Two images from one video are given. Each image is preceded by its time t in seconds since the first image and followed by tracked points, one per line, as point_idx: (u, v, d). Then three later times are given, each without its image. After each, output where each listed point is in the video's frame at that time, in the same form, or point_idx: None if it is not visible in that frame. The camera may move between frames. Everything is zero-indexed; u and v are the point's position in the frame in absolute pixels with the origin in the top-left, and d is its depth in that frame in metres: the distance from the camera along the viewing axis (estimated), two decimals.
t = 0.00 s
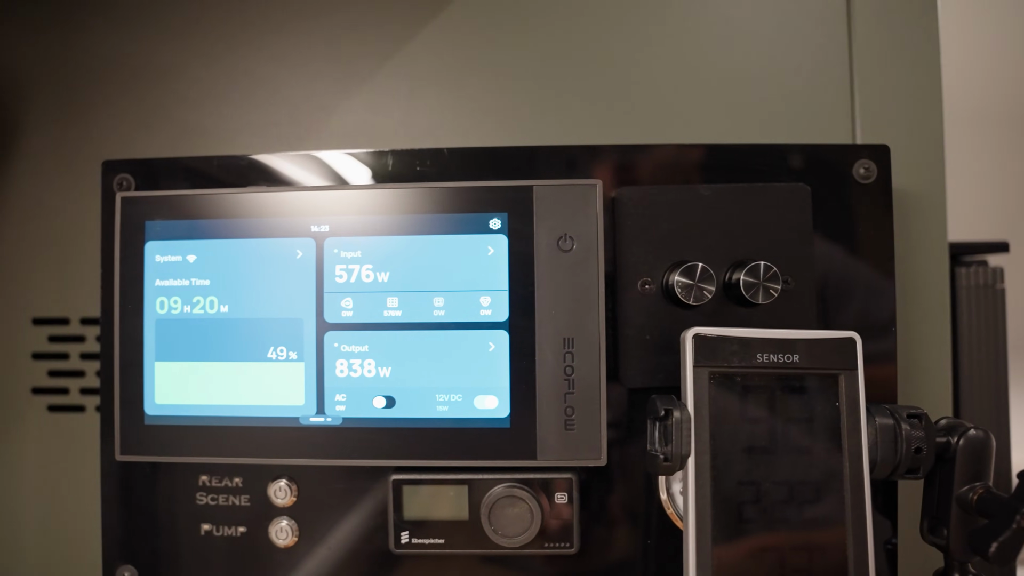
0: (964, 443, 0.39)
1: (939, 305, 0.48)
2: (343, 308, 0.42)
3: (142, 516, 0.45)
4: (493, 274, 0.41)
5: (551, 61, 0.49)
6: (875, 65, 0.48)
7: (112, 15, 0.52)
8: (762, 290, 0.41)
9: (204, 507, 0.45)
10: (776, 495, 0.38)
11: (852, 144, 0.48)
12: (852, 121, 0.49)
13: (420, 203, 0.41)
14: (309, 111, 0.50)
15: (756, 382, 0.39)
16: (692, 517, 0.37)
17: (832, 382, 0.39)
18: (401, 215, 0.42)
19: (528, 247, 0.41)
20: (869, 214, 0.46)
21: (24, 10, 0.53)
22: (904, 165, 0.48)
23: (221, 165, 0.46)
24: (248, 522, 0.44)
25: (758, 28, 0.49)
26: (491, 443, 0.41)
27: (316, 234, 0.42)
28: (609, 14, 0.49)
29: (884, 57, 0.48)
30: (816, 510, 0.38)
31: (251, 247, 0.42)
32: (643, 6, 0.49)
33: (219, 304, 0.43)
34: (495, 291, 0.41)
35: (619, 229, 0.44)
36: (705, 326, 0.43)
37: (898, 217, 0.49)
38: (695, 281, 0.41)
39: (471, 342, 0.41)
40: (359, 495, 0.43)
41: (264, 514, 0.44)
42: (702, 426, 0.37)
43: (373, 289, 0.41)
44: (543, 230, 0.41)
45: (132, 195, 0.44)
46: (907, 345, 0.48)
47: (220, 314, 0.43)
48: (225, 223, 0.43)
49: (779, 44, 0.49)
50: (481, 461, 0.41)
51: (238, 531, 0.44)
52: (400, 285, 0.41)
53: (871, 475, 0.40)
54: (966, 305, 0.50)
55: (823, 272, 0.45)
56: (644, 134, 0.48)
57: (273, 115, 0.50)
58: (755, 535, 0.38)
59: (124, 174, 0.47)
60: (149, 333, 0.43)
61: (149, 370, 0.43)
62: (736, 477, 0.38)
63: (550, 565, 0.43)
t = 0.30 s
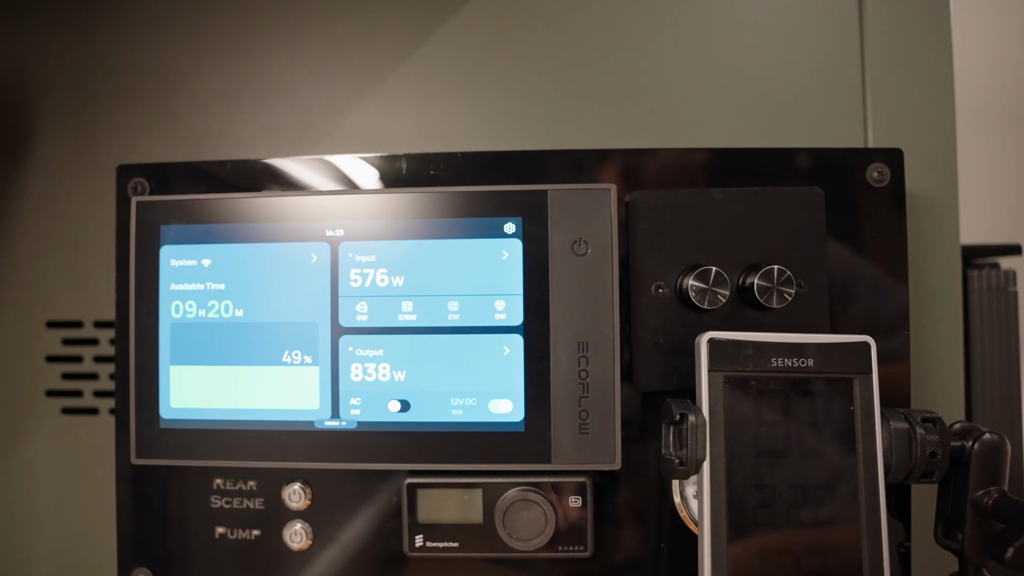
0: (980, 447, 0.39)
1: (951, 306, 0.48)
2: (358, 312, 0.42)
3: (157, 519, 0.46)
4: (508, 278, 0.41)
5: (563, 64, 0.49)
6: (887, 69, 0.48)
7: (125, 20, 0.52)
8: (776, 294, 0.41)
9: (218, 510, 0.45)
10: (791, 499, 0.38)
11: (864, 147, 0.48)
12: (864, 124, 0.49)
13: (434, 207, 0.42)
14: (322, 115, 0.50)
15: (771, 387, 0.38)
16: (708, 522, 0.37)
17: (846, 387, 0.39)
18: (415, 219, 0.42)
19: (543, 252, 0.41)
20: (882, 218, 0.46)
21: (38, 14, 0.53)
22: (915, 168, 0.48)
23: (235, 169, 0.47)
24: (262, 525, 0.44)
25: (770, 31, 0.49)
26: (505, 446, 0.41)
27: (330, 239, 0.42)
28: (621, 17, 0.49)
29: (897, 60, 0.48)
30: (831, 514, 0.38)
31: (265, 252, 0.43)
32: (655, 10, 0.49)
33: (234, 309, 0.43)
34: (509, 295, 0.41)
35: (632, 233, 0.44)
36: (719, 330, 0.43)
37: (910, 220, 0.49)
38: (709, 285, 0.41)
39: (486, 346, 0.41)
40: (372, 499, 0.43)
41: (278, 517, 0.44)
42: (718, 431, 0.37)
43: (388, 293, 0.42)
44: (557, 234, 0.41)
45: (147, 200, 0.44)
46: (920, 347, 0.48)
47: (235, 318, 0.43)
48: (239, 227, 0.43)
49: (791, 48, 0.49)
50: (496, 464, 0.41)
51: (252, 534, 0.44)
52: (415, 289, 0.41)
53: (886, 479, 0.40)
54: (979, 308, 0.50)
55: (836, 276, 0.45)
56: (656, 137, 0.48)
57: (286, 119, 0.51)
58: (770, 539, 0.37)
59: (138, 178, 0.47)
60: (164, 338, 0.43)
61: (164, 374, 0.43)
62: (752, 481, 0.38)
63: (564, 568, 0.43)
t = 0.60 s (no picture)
0: (983, 450, 0.39)
1: (956, 310, 0.48)
2: (363, 315, 0.42)
3: (164, 520, 0.46)
4: (513, 281, 0.41)
5: (568, 68, 0.49)
6: (892, 71, 0.48)
7: (132, 23, 0.53)
8: (780, 298, 0.41)
9: (225, 511, 0.45)
10: (796, 502, 0.38)
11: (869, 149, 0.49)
12: (869, 126, 0.49)
13: (440, 211, 0.42)
14: (329, 118, 0.51)
15: (775, 390, 0.39)
16: (713, 525, 0.37)
17: (851, 390, 0.39)
18: (421, 223, 0.42)
19: (547, 255, 0.41)
20: (887, 220, 0.46)
21: (46, 18, 0.53)
22: (920, 170, 0.48)
23: (240, 172, 0.47)
24: (269, 527, 0.45)
25: (775, 33, 0.49)
26: (510, 449, 0.41)
27: (336, 242, 0.42)
28: (626, 20, 0.49)
29: (902, 63, 0.48)
30: (835, 517, 0.38)
31: (272, 255, 0.43)
32: (660, 13, 0.49)
33: (240, 312, 0.43)
34: (514, 298, 0.41)
35: (636, 236, 0.44)
36: (724, 333, 0.43)
37: (916, 222, 0.49)
38: (714, 289, 0.41)
39: (491, 349, 0.41)
40: (378, 501, 0.44)
41: (284, 519, 0.44)
42: (723, 434, 0.37)
43: (393, 296, 0.42)
44: (562, 238, 0.41)
45: (155, 203, 0.44)
46: (925, 350, 0.48)
47: (241, 321, 0.43)
48: (246, 231, 0.43)
49: (796, 50, 0.49)
50: (501, 466, 0.41)
51: (259, 535, 0.45)
52: (420, 292, 0.42)
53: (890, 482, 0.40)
54: (983, 310, 0.50)
55: (842, 278, 0.45)
56: (661, 140, 0.49)
57: (292, 122, 0.51)
58: (775, 541, 0.38)
59: (145, 182, 0.48)
60: (171, 340, 0.44)
61: (171, 376, 0.44)
62: (757, 484, 0.38)
63: (569, 570, 0.43)
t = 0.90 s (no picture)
0: (980, 449, 0.39)
1: (954, 309, 0.48)
2: (363, 315, 0.42)
3: (166, 518, 0.46)
4: (511, 281, 0.41)
5: (567, 69, 0.50)
6: (890, 72, 0.49)
7: (134, 25, 0.53)
8: (777, 297, 0.41)
9: (226, 509, 0.45)
10: (792, 501, 0.38)
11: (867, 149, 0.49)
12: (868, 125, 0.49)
13: (439, 212, 0.42)
14: (330, 119, 0.51)
15: (772, 389, 0.39)
16: (708, 523, 0.37)
17: (847, 389, 0.39)
18: (420, 223, 0.42)
19: (545, 255, 0.41)
20: (884, 220, 0.46)
21: (50, 21, 0.54)
22: (918, 170, 0.49)
23: (240, 173, 0.47)
24: (269, 525, 0.45)
25: (773, 34, 0.49)
26: (509, 448, 0.41)
27: (336, 243, 0.43)
28: (626, 20, 0.50)
29: (900, 63, 0.48)
30: (831, 515, 0.38)
31: (272, 255, 0.43)
32: (659, 13, 0.50)
33: (241, 312, 0.43)
34: (512, 298, 0.41)
35: (634, 236, 0.44)
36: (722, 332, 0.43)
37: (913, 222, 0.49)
38: (711, 288, 0.41)
39: (489, 349, 0.41)
40: (377, 499, 0.44)
41: (285, 518, 0.45)
42: (719, 433, 0.38)
43: (393, 296, 0.42)
44: (560, 238, 0.41)
45: (156, 204, 0.44)
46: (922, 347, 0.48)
47: (242, 320, 0.43)
48: (247, 231, 0.44)
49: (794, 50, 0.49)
50: (499, 465, 0.41)
51: (260, 533, 0.45)
52: (419, 292, 0.42)
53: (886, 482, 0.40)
54: (981, 310, 0.51)
55: (839, 278, 0.45)
56: (660, 140, 0.49)
57: (294, 123, 0.51)
58: (771, 540, 0.38)
59: (147, 183, 0.48)
60: (172, 340, 0.44)
61: (173, 376, 0.44)
62: (753, 483, 0.38)
63: (567, 567, 0.43)
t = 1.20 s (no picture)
0: (963, 446, 0.40)
1: (943, 309, 0.49)
2: (361, 314, 0.43)
3: (168, 512, 0.47)
4: (507, 281, 0.42)
5: (564, 72, 0.50)
6: (882, 74, 0.49)
7: (138, 28, 0.54)
8: (766, 297, 0.42)
9: (228, 504, 0.46)
10: (780, 496, 0.39)
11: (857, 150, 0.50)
12: (859, 127, 0.50)
13: (436, 213, 0.43)
14: (330, 121, 0.52)
15: (760, 386, 0.40)
16: (697, 518, 0.38)
17: (835, 387, 0.40)
18: (417, 224, 0.43)
19: (539, 255, 0.42)
20: (874, 221, 0.47)
21: (55, 26, 0.55)
22: (908, 172, 0.49)
23: (241, 175, 0.48)
24: (270, 519, 0.46)
25: (766, 37, 0.50)
26: (504, 443, 0.42)
27: (335, 243, 0.43)
28: (620, 23, 0.51)
29: (892, 66, 0.49)
30: (818, 510, 0.39)
31: (273, 256, 0.44)
32: (652, 17, 0.50)
33: (242, 310, 0.44)
34: (507, 298, 0.42)
35: (628, 237, 0.45)
36: (713, 330, 0.44)
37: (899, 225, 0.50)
38: (701, 288, 0.42)
39: (485, 347, 0.42)
40: (376, 494, 0.45)
41: (286, 513, 0.46)
42: (708, 430, 0.39)
43: (391, 295, 0.43)
44: (555, 238, 0.42)
45: (160, 205, 0.45)
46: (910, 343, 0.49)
47: (243, 319, 0.44)
48: (248, 232, 0.45)
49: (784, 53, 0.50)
50: (495, 460, 0.42)
51: (260, 527, 0.46)
52: (417, 291, 0.43)
53: (873, 478, 0.41)
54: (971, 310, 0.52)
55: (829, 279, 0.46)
56: (654, 142, 0.50)
57: (295, 125, 0.52)
58: (759, 534, 0.39)
59: (151, 185, 0.49)
60: (175, 338, 0.45)
61: (177, 373, 0.45)
62: (742, 478, 0.39)
63: (563, 561, 0.44)
